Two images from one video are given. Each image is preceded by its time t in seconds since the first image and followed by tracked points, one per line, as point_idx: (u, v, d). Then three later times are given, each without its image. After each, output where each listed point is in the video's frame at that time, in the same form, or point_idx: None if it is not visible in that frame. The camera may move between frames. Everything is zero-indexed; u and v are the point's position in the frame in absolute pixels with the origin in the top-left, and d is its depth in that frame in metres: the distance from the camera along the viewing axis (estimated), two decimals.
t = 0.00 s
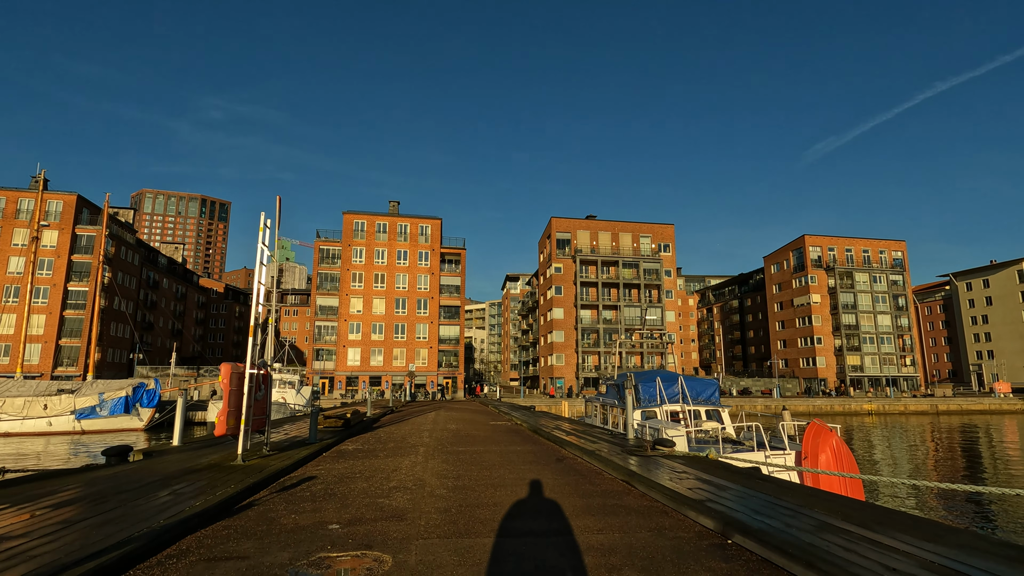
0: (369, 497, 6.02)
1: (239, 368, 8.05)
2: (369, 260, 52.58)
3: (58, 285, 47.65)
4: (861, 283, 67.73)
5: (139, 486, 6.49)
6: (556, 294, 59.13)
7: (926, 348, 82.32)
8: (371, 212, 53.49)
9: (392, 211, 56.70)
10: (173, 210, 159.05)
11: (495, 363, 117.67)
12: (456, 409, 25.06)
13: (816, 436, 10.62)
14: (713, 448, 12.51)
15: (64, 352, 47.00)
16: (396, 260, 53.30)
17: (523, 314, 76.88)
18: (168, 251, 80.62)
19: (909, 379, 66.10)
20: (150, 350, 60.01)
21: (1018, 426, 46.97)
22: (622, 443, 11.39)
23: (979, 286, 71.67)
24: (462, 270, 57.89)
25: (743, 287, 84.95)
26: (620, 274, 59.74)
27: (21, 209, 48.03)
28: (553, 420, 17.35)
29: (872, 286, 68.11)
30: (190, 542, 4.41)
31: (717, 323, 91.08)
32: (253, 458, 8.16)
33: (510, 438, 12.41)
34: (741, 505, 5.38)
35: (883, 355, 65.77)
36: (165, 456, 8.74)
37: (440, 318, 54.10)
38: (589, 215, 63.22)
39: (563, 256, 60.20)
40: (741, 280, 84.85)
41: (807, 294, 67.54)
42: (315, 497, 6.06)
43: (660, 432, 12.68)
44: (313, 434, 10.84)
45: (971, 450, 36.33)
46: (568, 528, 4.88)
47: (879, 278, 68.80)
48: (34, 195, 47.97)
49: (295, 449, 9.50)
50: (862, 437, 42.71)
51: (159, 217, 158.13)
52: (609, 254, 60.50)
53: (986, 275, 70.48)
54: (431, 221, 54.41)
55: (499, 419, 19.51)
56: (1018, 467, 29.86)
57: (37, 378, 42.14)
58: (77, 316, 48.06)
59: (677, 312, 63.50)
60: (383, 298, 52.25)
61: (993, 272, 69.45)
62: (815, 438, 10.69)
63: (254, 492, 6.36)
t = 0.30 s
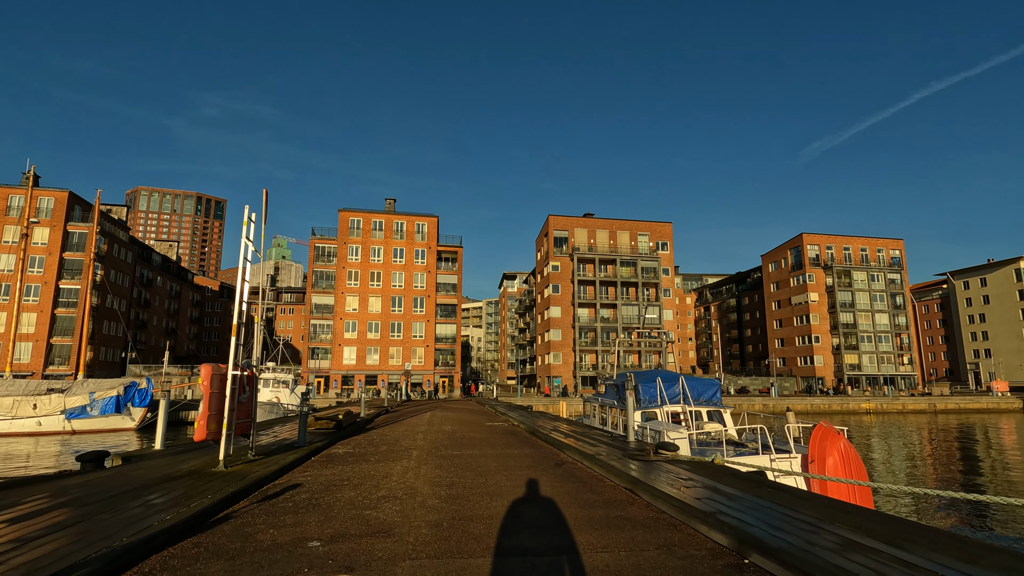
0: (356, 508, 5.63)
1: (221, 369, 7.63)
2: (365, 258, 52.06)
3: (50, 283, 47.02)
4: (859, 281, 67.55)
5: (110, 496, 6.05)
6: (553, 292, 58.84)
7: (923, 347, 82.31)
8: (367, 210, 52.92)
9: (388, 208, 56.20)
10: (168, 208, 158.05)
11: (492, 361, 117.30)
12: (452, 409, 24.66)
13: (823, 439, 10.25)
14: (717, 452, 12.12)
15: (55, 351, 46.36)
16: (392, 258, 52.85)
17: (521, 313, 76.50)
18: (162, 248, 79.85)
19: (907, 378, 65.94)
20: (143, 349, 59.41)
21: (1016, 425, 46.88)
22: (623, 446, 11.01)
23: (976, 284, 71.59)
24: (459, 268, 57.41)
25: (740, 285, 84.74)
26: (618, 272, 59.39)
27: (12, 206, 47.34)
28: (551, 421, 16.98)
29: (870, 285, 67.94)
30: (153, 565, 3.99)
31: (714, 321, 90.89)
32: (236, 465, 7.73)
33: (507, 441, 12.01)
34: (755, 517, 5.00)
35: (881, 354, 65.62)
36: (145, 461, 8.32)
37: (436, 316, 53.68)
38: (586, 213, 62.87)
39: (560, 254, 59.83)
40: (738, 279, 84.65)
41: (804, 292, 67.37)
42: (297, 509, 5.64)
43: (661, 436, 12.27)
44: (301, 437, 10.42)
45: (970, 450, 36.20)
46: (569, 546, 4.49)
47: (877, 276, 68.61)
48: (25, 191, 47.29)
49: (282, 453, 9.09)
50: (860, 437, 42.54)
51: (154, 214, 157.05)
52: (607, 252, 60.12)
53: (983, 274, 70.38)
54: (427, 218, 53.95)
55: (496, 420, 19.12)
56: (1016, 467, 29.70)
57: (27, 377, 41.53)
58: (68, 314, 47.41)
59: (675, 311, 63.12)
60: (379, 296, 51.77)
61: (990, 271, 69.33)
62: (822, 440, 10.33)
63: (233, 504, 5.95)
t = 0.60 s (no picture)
0: (350, 513, 5.23)
1: (208, 364, 7.21)
2: (366, 256, 51.69)
3: (49, 281, 46.79)
4: (864, 279, 66.99)
5: (88, 500, 5.66)
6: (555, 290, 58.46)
7: (928, 345, 81.73)
8: (368, 207, 52.55)
9: (389, 206, 55.83)
10: (170, 207, 157.99)
11: (494, 360, 116.90)
12: (452, 408, 24.30)
13: (840, 438, 9.82)
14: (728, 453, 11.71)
15: (55, 350, 46.08)
16: (393, 256, 52.46)
17: (523, 311, 76.08)
18: (163, 247, 79.56)
19: (912, 376, 65.41)
20: (144, 348, 59.19)
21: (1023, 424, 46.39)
22: (631, 446, 10.58)
23: (982, 282, 70.93)
24: (460, 266, 56.96)
25: (744, 284, 84.18)
26: (621, 270, 58.92)
27: (11, 204, 47.11)
28: (554, 420, 16.57)
29: (875, 283, 67.36)
30: None
31: (718, 320, 90.36)
32: (226, 466, 7.34)
33: (511, 440, 11.63)
34: (782, 523, 4.58)
35: (886, 352, 65.08)
36: (134, 462, 7.96)
37: (438, 315, 53.32)
38: (588, 211, 62.45)
39: (562, 252, 59.40)
40: (742, 278, 84.08)
41: (809, 290, 66.84)
42: (287, 514, 5.24)
43: (670, 435, 11.85)
44: (297, 436, 10.05)
45: (978, 448, 35.73)
46: (579, 556, 4.08)
47: (882, 274, 68.02)
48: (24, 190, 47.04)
49: (276, 453, 8.72)
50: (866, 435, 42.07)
51: (155, 214, 156.95)
52: (609, 250, 59.64)
53: (989, 271, 69.73)
54: (428, 216, 53.50)
55: (499, 418, 18.70)
56: None
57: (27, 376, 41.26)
58: (68, 313, 47.13)
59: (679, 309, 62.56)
60: (381, 295, 51.43)
61: (996, 269, 68.65)
62: (840, 440, 9.91)
63: (218, 509, 5.55)
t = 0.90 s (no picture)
0: (338, 526, 4.83)
1: (193, 366, 6.84)
2: (366, 257, 51.34)
3: (48, 283, 46.48)
4: (867, 280, 66.50)
5: (59, 510, 5.28)
6: (557, 291, 58.09)
7: (932, 346, 81.21)
8: (368, 208, 52.23)
9: (390, 207, 55.48)
10: (172, 209, 157.96)
11: (495, 362, 116.45)
12: (453, 410, 23.96)
13: (856, 443, 9.41)
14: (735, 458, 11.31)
15: (53, 351, 45.74)
16: (394, 257, 52.11)
17: (524, 312, 75.69)
18: (163, 248, 79.26)
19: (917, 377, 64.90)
20: (143, 349, 58.90)
21: None
22: (637, 451, 10.15)
23: (986, 283, 70.43)
24: (461, 267, 56.54)
25: (746, 285, 83.72)
26: (622, 271, 58.54)
27: (10, 205, 46.87)
28: (556, 423, 16.17)
29: (879, 283, 66.86)
30: None
31: (720, 321, 89.88)
32: (211, 473, 6.96)
33: (512, 445, 11.20)
34: (809, 539, 4.17)
35: (890, 353, 64.59)
36: (117, 467, 7.59)
37: (439, 316, 52.94)
38: (590, 212, 62.10)
39: (564, 253, 59.03)
40: (744, 279, 83.63)
41: (812, 291, 66.41)
42: (270, 528, 4.83)
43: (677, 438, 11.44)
44: (290, 441, 9.65)
45: (985, 450, 35.27)
46: None
47: (886, 274, 67.56)
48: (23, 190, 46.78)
49: (265, 459, 8.32)
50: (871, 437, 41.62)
51: (157, 216, 156.92)
52: (611, 251, 59.26)
53: (993, 272, 69.25)
54: (429, 216, 53.16)
55: (500, 421, 18.27)
56: None
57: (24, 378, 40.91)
58: (67, 314, 46.81)
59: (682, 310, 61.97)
60: (381, 296, 51.07)
61: (1000, 269, 68.19)
62: (855, 443, 9.53)
63: (196, 521, 5.15)
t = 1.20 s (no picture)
0: (318, 541, 4.40)
1: (168, 365, 6.42)
2: (363, 255, 50.85)
3: (40, 281, 45.88)
4: (866, 280, 66.27)
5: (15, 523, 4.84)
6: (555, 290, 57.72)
7: (931, 346, 81.02)
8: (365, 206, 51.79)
9: (387, 205, 55.00)
10: (168, 207, 157.14)
11: (493, 361, 116.03)
12: (450, 410, 23.53)
13: (866, 447, 9.06)
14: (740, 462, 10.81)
15: (46, 350, 45.11)
16: (391, 255, 51.63)
17: (522, 311, 75.26)
18: (158, 247, 78.65)
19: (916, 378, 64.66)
20: (137, 348, 58.34)
21: None
22: (640, 455, 9.73)
23: (986, 283, 70.22)
24: (459, 265, 56.07)
25: (745, 284, 83.43)
26: (621, 270, 58.14)
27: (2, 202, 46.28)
28: (555, 424, 15.76)
29: (878, 283, 66.60)
30: None
31: (718, 321, 89.58)
32: (189, 479, 6.53)
33: (508, 448, 10.78)
34: (838, 559, 3.75)
35: (889, 353, 64.37)
36: (91, 473, 7.16)
37: (436, 315, 52.50)
38: (589, 210, 61.71)
39: (562, 251, 58.64)
40: (742, 278, 83.33)
41: (811, 291, 66.11)
42: (243, 543, 4.40)
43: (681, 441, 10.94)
44: (276, 444, 9.23)
45: (986, 451, 35.05)
46: None
47: (885, 274, 67.31)
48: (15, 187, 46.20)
49: (247, 464, 7.90)
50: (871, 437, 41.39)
51: (153, 214, 156.08)
52: (610, 250, 58.84)
53: (992, 272, 69.06)
54: (426, 214, 52.72)
55: (498, 422, 17.85)
56: None
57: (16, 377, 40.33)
58: (59, 313, 46.19)
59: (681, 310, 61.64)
60: (378, 294, 50.59)
61: (999, 269, 67.99)
62: (865, 448, 9.13)
63: (164, 535, 4.74)
